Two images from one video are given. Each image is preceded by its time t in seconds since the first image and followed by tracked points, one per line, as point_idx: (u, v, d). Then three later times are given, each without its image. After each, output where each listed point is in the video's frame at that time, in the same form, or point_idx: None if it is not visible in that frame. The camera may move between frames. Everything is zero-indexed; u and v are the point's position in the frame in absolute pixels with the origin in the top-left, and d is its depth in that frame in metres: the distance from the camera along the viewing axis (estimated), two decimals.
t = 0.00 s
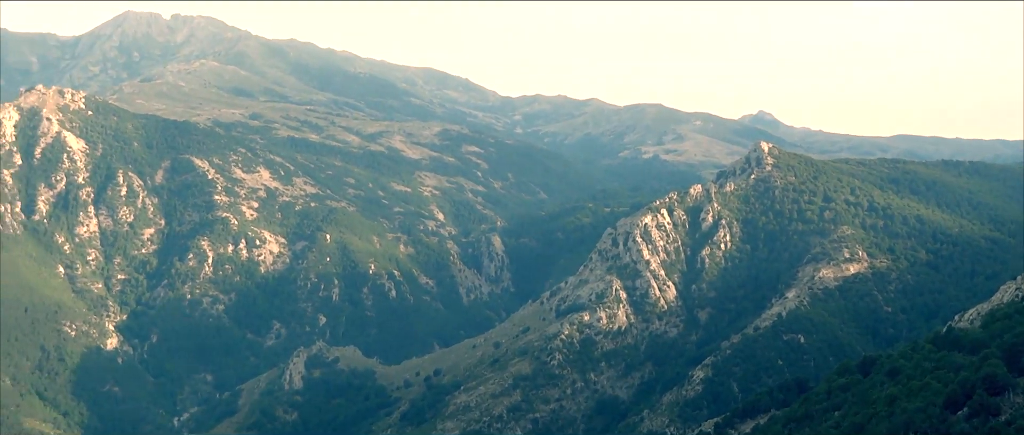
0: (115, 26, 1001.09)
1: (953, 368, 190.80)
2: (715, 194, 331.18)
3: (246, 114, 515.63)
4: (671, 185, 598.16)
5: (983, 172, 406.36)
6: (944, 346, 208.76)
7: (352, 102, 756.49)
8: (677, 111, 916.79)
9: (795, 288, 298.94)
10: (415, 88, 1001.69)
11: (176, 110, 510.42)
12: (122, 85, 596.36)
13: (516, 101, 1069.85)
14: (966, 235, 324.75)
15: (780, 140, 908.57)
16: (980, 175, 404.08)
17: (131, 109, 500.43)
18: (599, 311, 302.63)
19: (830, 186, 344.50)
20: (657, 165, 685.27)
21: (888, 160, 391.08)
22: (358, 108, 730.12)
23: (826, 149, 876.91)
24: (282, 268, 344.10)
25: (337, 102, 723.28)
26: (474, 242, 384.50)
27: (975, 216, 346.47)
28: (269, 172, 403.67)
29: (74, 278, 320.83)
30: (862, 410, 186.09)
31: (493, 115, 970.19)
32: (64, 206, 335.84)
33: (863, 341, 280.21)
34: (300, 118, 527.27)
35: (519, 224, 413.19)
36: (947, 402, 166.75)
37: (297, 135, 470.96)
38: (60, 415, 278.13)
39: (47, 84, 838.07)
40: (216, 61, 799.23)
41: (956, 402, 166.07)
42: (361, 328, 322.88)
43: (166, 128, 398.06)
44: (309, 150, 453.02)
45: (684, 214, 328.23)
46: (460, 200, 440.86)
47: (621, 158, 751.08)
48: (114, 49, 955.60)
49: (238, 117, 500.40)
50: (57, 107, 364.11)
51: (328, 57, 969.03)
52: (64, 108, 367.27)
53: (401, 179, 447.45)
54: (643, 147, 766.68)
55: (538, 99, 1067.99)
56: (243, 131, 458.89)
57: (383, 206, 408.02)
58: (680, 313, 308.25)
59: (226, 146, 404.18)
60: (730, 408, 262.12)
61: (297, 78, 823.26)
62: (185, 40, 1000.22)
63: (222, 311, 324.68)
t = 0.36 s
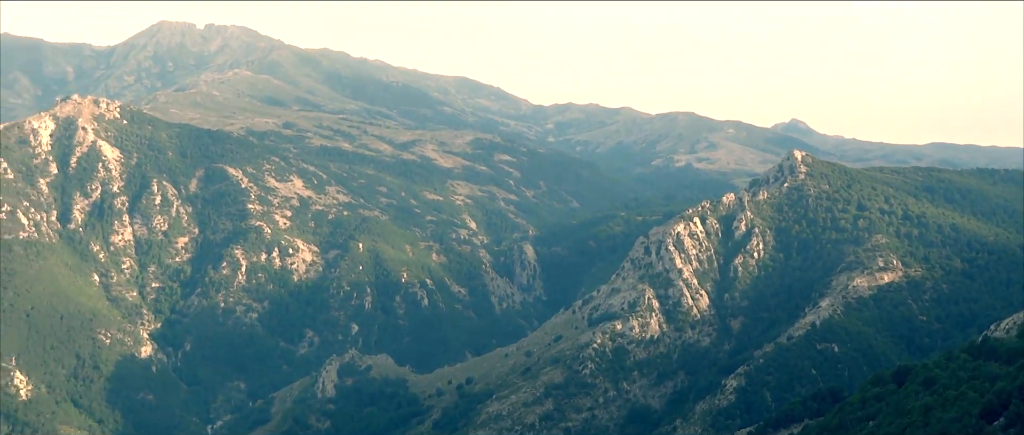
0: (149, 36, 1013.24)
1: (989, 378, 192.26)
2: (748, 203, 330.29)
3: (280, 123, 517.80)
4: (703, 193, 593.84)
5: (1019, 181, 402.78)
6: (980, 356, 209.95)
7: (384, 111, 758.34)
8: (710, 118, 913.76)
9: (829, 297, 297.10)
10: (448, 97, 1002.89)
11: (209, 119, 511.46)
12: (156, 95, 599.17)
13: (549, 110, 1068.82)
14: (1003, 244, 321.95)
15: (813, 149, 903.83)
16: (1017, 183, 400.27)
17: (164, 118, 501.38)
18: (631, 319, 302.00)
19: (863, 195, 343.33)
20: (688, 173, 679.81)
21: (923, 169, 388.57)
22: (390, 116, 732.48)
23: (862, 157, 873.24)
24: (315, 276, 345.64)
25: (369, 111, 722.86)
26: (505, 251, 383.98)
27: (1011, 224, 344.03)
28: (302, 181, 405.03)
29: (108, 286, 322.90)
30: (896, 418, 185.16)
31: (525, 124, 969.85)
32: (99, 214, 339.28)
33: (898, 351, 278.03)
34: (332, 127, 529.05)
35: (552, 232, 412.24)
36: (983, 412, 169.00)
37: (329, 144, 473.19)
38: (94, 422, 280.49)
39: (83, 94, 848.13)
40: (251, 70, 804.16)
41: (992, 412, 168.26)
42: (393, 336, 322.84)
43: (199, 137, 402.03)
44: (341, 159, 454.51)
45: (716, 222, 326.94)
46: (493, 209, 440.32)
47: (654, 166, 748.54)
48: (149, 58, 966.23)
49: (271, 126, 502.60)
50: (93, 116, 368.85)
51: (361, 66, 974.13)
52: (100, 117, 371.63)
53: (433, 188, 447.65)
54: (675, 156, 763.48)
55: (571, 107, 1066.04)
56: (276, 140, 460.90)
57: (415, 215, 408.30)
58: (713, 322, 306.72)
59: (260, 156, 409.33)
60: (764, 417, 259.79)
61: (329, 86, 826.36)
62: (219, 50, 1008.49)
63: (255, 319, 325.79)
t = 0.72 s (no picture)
0: (188, 44, 1021.36)
1: None
2: (785, 210, 329.47)
3: (317, 130, 518.87)
4: (738, 201, 589.29)
5: None
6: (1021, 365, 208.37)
7: (421, 117, 757.84)
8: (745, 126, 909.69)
9: (867, 305, 294.69)
10: (486, 104, 1002.65)
11: (246, 127, 510.90)
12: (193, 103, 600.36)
13: (585, 118, 1066.90)
14: None
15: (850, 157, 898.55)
16: None
17: (204, 126, 500.74)
18: (667, 327, 300.89)
19: (901, 202, 342.72)
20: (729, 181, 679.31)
21: (963, 178, 386.31)
22: (426, 123, 732.54)
23: (901, 165, 873.44)
24: (352, 282, 346.38)
25: (406, 119, 719.51)
26: (542, 258, 383.52)
27: None
28: (339, 188, 406.65)
29: (147, 293, 324.61)
30: (935, 427, 186.47)
31: (561, 131, 967.15)
32: (137, 220, 342.08)
33: (937, 360, 275.74)
34: (369, 134, 529.77)
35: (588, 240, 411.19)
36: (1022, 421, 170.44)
37: (366, 152, 474.78)
38: (132, 428, 282.71)
39: (122, 101, 854.99)
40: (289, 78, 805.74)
41: None
42: (428, 343, 322.38)
43: (236, 145, 404.55)
44: (378, 166, 455.46)
45: (753, 230, 326.25)
46: (530, 216, 439.22)
47: (691, 175, 746.01)
48: (186, 66, 973.71)
49: (308, 133, 503.69)
50: (132, 123, 372.44)
51: (398, 73, 974.93)
52: (139, 124, 375.24)
53: (469, 196, 447.27)
54: (712, 163, 764.15)
55: (609, 115, 1064.17)
56: (313, 148, 461.84)
57: (452, 222, 408.02)
58: (750, 330, 304.63)
59: (297, 163, 411.01)
60: (802, 425, 257.59)
61: (365, 94, 825.30)
62: (257, 57, 1008.93)
63: (292, 326, 326.32)
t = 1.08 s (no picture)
0: (222, 49, 1024.65)
1: None
2: (820, 214, 329.53)
3: (351, 134, 519.25)
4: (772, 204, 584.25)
5: None
6: None
7: (457, 122, 756.60)
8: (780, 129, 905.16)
9: (903, 309, 292.76)
10: (520, 108, 999.67)
11: (281, 131, 510.97)
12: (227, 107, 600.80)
13: (619, 121, 1062.68)
14: None
15: (885, 160, 892.02)
16: None
17: (239, 130, 499.91)
18: (702, 331, 299.87)
19: (937, 205, 342.42)
20: (763, 185, 675.35)
21: (1002, 182, 384.25)
22: (460, 126, 731.51)
23: (935, 168, 866.99)
24: (386, 287, 345.68)
25: (440, 122, 715.30)
26: (576, 262, 381.60)
27: None
28: (373, 192, 407.69)
29: (183, 297, 325.91)
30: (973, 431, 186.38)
31: (596, 135, 963.48)
32: (173, 225, 343.93)
33: (975, 364, 272.88)
34: (403, 138, 529.61)
35: (622, 244, 408.90)
36: None
37: (400, 156, 475.35)
38: (169, 431, 283.95)
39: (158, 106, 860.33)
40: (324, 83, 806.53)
41: None
42: (462, 347, 321.48)
43: (271, 150, 405.80)
44: (413, 170, 455.33)
45: (788, 233, 325.92)
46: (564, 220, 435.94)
47: (725, 178, 742.62)
48: (221, 71, 978.54)
49: (342, 138, 504.36)
50: (167, 129, 375.18)
51: (431, 77, 975.23)
52: (173, 130, 377.52)
53: (503, 199, 445.58)
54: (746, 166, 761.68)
55: (642, 118, 1059.23)
56: (347, 152, 462.09)
57: (486, 226, 406.63)
58: (784, 334, 303.78)
59: (332, 167, 412.85)
60: (837, 429, 256.09)
61: (400, 98, 823.77)
62: (291, 62, 1011.08)
63: (327, 330, 326.72)
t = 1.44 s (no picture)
0: (256, 53, 1029.01)
1: None
2: (854, 215, 328.48)
3: (384, 137, 520.04)
4: (808, 207, 578.94)
5: None
6: None
7: (490, 124, 755.83)
8: (813, 131, 899.19)
9: (938, 311, 290.36)
10: (553, 110, 995.50)
11: (314, 134, 512.35)
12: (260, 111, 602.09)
13: (652, 123, 1056.76)
14: None
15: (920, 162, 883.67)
16: None
17: (272, 134, 501.38)
18: (735, 333, 298.02)
19: (972, 207, 341.01)
20: (796, 187, 669.87)
21: None
22: (493, 129, 729.94)
23: (970, 170, 857.52)
24: (418, 289, 345.67)
25: (472, 125, 713.45)
26: (609, 265, 379.86)
27: None
28: (405, 195, 408.03)
29: (217, 300, 327.27)
30: None
31: (629, 137, 958.47)
32: (207, 229, 344.95)
33: (1010, 366, 270.11)
34: (436, 141, 529.80)
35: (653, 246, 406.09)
36: None
37: (433, 159, 476.20)
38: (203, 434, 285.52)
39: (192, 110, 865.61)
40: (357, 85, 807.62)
41: None
42: (494, 349, 321.13)
43: (304, 153, 407.08)
44: (446, 174, 455.61)
45: (822, 235, 324.58)
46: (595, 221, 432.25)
47: (759, 180, 738.46)
48: (255, 74, 983.18)
49: (375, 141, 505.38)
50: (201, 132, 377.11)
51: (463, 80, 976.10)
52: (207, 133, 379.34)
53: (535, 201, 444.12)
54: (780, 167, 757.29)
55: (676, 120, 1051.78)
56: (379, 155, 462.84)
57: (519, 228, 405.24)
58: (818, 336, 302.36)
59: (364, 170, 414.05)
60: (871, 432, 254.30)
61: (433, 101, 823.10)
62: (324, 66, 1014.23)
63: (360, 333, 326.88)
